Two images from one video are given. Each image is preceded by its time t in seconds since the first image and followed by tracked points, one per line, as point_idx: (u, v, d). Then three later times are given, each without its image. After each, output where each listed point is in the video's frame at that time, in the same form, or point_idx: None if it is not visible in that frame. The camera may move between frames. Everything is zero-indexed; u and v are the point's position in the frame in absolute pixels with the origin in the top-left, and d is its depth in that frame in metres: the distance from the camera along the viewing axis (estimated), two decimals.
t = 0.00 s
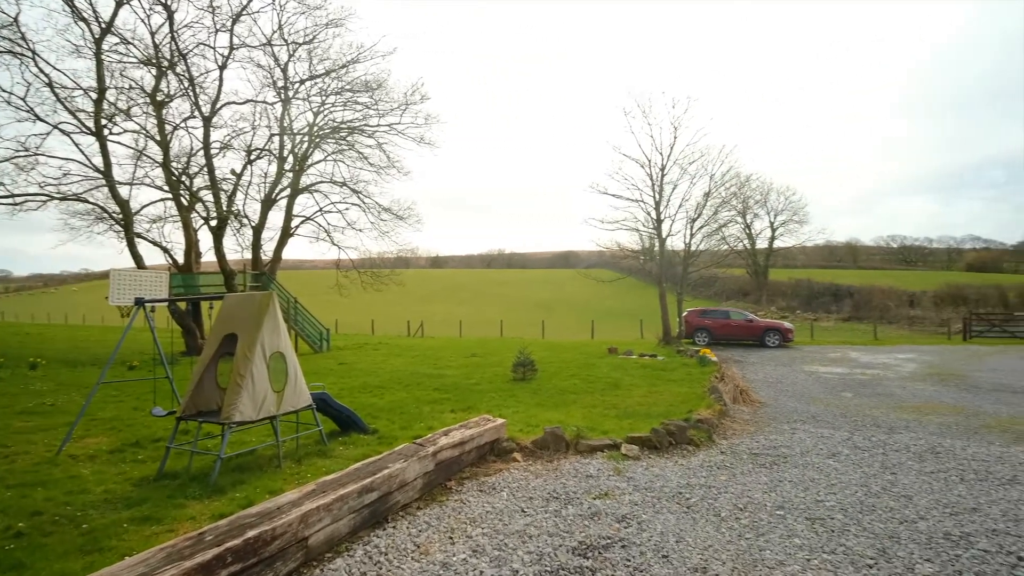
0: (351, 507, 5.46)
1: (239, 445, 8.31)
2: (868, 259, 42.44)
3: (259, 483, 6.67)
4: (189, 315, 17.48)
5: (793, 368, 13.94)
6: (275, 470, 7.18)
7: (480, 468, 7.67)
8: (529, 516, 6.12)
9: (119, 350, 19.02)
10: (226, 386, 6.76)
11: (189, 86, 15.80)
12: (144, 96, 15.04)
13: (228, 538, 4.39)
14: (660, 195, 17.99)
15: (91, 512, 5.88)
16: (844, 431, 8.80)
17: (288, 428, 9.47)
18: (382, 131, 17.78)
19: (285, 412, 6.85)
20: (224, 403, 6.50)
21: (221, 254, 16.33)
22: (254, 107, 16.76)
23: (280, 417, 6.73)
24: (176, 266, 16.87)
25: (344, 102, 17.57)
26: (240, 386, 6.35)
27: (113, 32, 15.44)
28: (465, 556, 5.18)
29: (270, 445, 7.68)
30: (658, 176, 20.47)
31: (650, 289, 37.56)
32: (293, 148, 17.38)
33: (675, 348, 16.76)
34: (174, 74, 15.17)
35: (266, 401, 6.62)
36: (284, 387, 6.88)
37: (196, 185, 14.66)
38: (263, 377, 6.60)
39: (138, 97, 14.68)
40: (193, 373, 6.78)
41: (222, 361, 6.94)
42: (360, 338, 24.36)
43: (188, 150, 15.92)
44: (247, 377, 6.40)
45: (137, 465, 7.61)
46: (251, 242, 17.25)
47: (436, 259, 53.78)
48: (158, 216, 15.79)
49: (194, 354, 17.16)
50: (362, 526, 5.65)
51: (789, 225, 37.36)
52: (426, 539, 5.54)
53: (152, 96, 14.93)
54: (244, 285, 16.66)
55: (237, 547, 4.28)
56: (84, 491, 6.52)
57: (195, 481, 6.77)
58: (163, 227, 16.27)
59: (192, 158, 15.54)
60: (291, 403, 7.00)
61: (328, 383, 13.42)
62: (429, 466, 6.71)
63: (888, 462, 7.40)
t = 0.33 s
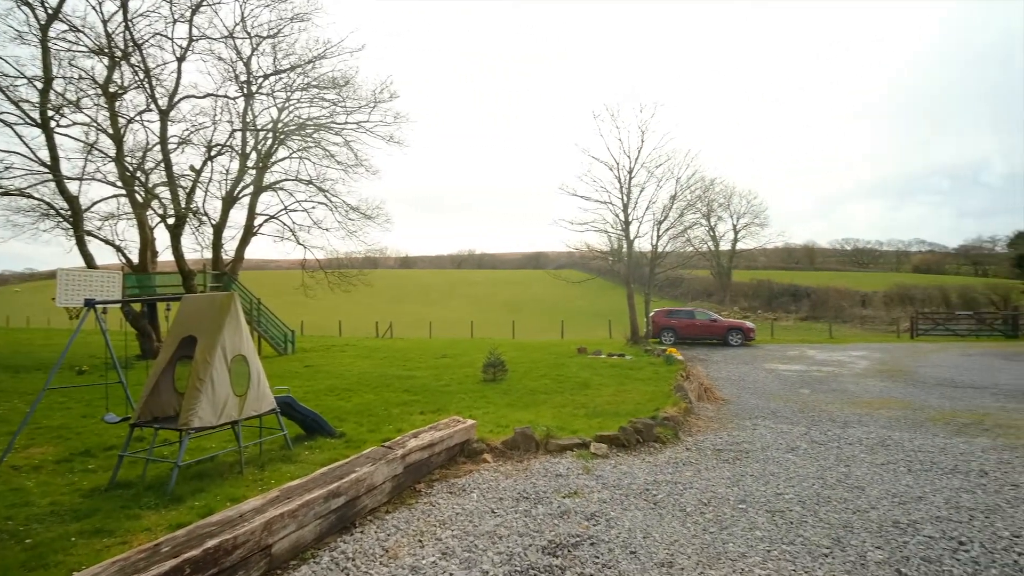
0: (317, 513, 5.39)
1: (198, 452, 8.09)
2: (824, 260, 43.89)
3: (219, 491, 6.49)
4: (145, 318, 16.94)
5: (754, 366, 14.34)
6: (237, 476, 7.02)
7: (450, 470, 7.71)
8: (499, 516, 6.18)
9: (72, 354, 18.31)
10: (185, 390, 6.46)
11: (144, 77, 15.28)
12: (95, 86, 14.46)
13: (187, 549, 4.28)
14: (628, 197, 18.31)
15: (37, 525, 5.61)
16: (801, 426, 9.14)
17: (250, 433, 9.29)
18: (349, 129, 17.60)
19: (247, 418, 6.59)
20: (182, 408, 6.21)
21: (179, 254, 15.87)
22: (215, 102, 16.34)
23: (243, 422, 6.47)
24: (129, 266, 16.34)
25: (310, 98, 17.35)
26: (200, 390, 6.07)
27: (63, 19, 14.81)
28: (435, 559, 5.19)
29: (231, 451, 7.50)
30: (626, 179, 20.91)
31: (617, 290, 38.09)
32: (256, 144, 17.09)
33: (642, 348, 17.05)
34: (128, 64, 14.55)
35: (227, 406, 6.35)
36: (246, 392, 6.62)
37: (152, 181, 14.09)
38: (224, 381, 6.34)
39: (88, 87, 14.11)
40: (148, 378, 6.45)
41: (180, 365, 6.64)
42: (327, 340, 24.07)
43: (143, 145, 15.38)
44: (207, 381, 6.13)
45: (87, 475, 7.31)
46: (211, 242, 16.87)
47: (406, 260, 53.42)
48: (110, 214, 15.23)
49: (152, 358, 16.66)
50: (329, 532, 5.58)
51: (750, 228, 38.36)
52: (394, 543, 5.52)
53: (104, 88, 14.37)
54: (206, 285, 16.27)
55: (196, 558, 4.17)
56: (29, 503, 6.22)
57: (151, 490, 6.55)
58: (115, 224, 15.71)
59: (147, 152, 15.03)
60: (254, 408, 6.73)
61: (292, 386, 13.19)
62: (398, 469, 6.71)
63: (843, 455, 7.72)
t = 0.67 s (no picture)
0: (282, 520, 5.32)
1: (155, 459, 7.85)
2: (784, 262, 45.19)
3: (176, 499, 6.32)
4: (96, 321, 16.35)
5: (718, 364, 14.70)
6: (196, 483, 6.85)
7: (420, 472, 7.72)
8: (469, 518, 6.23)
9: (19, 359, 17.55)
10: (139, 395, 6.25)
11: (96, 68, 14.70)
12: (43, 76, 13.85)
13: (142, 561, 4.18)
14: (598, 199, 18.53)
15: None
16: (763, 422, 9.44)
17: (210, 439, 9.09)
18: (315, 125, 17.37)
19: (207, 423, 6.42)
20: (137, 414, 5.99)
21: (133, 253, 15.37)
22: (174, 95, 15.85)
23: (203, 427, 6.29)
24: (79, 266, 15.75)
25: (276, 93, 17.06)
26: (157, 394, 5.88)
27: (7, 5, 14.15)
28: (404, 563, 5.19)
29: (190, 458, 7.32)
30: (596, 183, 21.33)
31: (586, 290, 38.49)
32: (218, 140, 16.72)
33: (610, 348, 17.29)
34: (79, 54, 13.96)
35: (186, 412, 6.16)
36: (206, 396, 6.45)
37: (104, 177, 13.59)
38: (182, 385, 6.15)
39: (35, 77, 13.50)
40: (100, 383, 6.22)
41: (134, 370, 6.42)
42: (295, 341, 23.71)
43: (95, 138, 14.80)
44: (164, 385, 5.94)
45: (32, 487, 7.01)
46: (170, 240, 16.43)
47: (374, 260, 52.90)
48: (59, 211, 14.64)
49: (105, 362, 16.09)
50: (294, 539, 5.51)
51: (715, 229, 39.24)
52: (362, 548, 5.49)
53: (52, 78, 13.77)
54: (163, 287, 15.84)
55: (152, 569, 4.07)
56: None
57: (104, 500, 6.33)
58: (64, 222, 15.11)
59: (100, 146, 14.49)
60: (215, 413, 6.56)
61: (255, 390, 12.94)
62: (366, 473, 6.68)
63: (801, 449, 8.00)
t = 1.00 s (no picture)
0: (244, 528, 5.24)
1: (109, 469, 7.61)
2: (747, 263, 46.31)
3: (130, 510, 6.14)
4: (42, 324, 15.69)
5: (684, 363, 15.00)
6: (152, 493, 6.68)
7: (390, 475, 7.70)
8: (440, 520, 6.25)
9: None
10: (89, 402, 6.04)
11: (45, 57, 14.12)
12: None
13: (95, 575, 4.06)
14: (569, 202, 18.69)
15: None
16: (727, 419, 9.69)
17: (167, 446, 8.86)
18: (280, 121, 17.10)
19: (164, 430, 6.25)
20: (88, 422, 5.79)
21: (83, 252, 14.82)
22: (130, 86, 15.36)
23: (159, 435, 6.13)
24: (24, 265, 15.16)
25: (239, 88, 16.74)
26: (109, 401, 5.70)
27: None
28: (372, 568, 5.18)
29: (146, 467, 7.12)
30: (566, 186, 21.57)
31: (556, 290, 38.78)
32: (177, 135, 16.30)
33: (580, 348, 17.47)
34: (24, 41, 13.39)
35: (140, 418, 5.98)
36: (163, 402, 6.28)
37: (53, 172, 13.06)
38: (137, 390, 5.98)
39: None
40: (47, 390, 6.01)
41: (85, 375, 6.22)
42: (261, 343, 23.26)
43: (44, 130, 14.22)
44: (117, 391, 5.76)
45: None
46: (126, 239, 15.94)
47: (342, 260, 52.20)
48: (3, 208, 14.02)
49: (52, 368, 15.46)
50: (257, 548, 5.43)
51: (682, 231, 39.95)
52: (329, 554, 5.46)
53: None
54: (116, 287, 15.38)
55: None
56: None
57: (52, 513, 6.10)
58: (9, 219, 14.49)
59: (48, 140, 13.93)
60: (172, 419, 6.39)
61: (216, 395, 12.63)
62: (333, 478, 6.63)
63: (762, 444, 8.25)
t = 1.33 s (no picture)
0: (204, 538, 5.09)
1: (57, 480, 7.31)
2: (712, 264, 47.20)
3: (79, 524, 5.90)
4: None
5: (651, 361, 15.20)
6: (104, 505, 6.44)
7: (357, 480, 7.59)
8: (409, 524, 6.18)
9: None
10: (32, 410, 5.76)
11: None
12: None
13: None
14: (539, 203, 18.72)
15: None
16: (692, 416, 9.85)
17: (121, 455, 8.56)
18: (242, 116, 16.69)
19: (117, 438, 6.02)
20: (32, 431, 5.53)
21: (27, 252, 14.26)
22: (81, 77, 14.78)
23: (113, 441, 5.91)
24: None
25: (199, 81, 16.30)
26: (57, 408, 5.46)
27: None
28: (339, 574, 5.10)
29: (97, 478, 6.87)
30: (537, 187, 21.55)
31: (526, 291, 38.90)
32: (132, 129, 15.77)
33: (550, 347, 17.54)
34: None
35: (91, 425, 5.75)
36: (115, 409, 6.06)
37: None
38: (87, 397, 5.75)
39: None
40: None
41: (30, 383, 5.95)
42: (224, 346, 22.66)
43: None
44: (65, 397, 5.53)
45: None
46: (77, 237, 15.35)
47: (309, 261, 51.28)
48: None
49: None
50: (218, 558, 5.29)
51: (649, 233, 40.47)
52: (294, 562, 5.35)
53: None
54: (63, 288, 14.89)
55: None
56: None
57: None
58: None
59: None
60: (125, 426, 6.17)
61: (174, 401, 12.24)
62: (298, 483, 6.50)
63: (727, 440, 8.40)
